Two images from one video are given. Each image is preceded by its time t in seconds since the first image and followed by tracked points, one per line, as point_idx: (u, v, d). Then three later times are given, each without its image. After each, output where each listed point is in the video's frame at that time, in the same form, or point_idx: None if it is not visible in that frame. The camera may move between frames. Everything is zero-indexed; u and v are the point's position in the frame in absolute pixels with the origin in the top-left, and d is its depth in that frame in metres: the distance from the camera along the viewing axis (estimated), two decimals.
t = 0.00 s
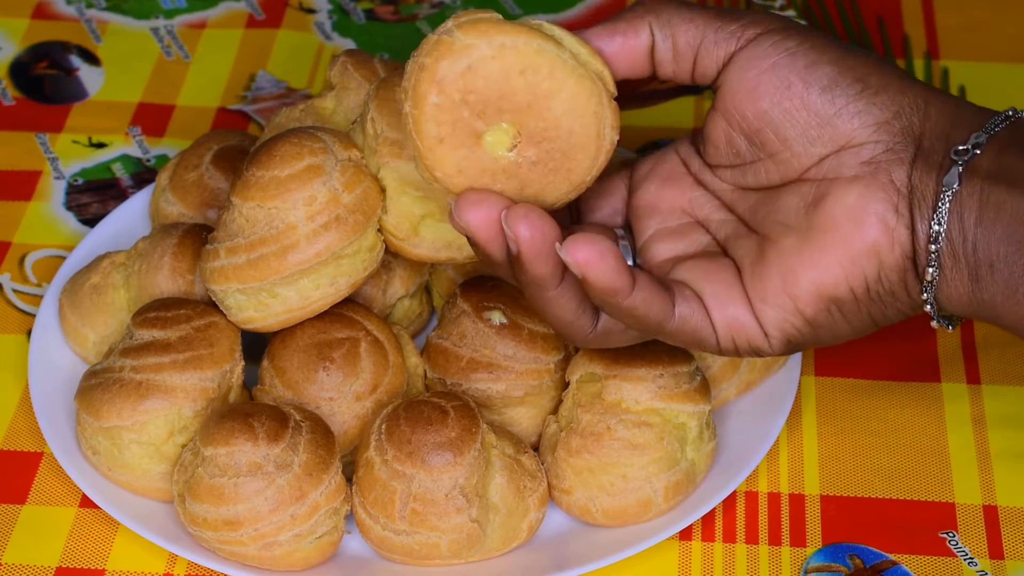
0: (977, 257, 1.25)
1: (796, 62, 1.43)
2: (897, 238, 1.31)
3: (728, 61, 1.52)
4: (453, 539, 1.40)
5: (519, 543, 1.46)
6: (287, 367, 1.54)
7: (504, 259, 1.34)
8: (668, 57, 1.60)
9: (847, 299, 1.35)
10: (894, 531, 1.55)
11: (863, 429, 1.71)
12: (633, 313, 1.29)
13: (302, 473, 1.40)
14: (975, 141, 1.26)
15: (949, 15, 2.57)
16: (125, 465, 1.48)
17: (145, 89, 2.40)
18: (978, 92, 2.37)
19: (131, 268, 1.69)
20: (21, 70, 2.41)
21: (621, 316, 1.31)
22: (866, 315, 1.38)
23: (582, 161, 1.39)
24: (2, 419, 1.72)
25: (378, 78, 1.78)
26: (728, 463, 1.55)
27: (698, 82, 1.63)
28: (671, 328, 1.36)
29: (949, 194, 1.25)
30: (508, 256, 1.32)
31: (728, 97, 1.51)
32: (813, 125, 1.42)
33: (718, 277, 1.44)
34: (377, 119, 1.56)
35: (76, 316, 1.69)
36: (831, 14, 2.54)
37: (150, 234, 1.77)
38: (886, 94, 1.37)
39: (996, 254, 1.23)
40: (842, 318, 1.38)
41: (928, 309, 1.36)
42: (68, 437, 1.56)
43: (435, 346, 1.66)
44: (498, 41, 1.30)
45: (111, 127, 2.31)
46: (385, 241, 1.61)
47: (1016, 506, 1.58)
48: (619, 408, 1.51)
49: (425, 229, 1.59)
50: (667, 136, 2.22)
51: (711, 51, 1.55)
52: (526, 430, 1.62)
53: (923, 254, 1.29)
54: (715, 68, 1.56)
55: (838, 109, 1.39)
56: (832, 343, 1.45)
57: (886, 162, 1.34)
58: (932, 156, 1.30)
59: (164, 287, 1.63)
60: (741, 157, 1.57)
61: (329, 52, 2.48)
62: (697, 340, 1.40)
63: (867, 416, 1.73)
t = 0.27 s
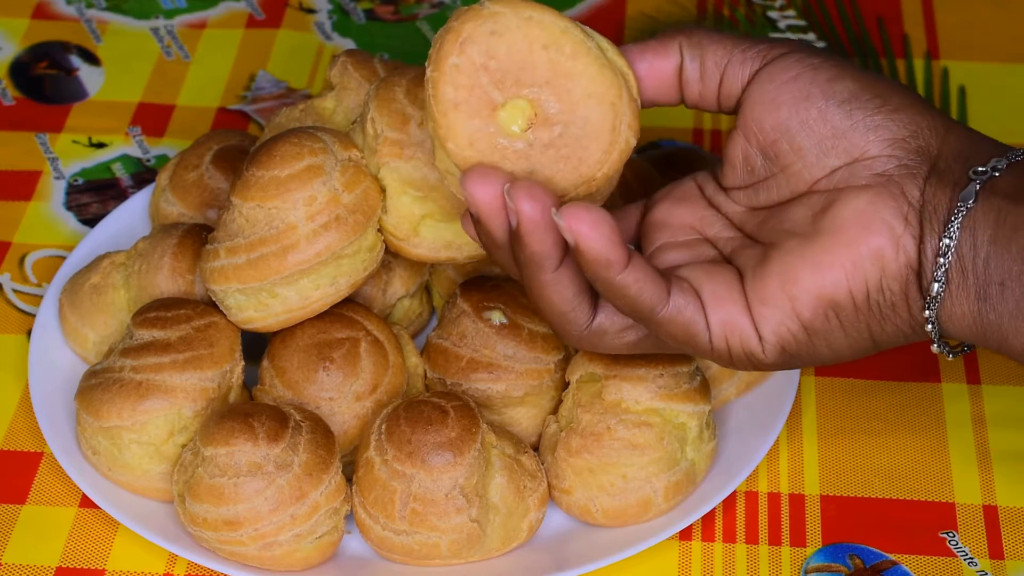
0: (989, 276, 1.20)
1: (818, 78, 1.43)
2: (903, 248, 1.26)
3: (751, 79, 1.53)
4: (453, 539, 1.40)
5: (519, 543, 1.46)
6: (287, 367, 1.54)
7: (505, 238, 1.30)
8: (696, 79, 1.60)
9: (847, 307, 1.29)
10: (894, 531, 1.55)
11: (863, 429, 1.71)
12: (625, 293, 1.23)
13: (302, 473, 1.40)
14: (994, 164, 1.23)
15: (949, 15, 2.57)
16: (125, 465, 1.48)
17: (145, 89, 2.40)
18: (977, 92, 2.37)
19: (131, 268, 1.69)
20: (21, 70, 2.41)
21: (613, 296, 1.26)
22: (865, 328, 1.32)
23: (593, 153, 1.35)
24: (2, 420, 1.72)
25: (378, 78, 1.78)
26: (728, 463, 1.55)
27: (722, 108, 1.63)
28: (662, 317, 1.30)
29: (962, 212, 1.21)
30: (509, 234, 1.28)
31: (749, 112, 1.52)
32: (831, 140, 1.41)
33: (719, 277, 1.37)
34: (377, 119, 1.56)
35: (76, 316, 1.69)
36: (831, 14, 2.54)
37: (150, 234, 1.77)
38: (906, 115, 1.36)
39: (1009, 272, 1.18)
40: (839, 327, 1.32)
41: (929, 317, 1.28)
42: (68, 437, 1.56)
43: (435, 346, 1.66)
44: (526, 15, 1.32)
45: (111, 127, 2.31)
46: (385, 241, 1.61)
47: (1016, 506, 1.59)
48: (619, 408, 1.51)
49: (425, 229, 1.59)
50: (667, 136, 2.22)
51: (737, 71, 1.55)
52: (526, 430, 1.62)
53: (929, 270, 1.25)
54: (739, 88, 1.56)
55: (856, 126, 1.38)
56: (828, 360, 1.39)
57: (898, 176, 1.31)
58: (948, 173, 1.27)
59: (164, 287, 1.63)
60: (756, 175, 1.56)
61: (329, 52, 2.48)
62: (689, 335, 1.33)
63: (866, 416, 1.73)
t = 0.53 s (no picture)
0: (997, 281, 1.20)
1: (829, 84, 1.43)
2: (911, 252, 1.26)
3: (763, 84, 1.52)
4: (453, 539, 1.40)
5: (519, 543, 1.46)
6: (287, 367, 1.54)
7: (500, 244, 1.29)
8: (705, 79, 1.59)
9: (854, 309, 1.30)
10: (894, 531, 1.55)
11: (863, 429, 1.71)
12: (631, 293, 1.23)
13: (302, 473, 1.40)
14: (1004, 169, 1.23)
15: (948, 15, 2.57)
16: (125, 465, 1.48)
17: (145, 89, 2.40)
18: (978, 92, 2.37)
19: (131, 268, 1.69)
20: (21, 70, 2.41)
21: (618, 296, 1.25)
22: (871, 330, 1.32)
23: (579, 160, 1.36)
24: (2, 419, 1.72)
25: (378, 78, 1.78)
26: (728, 464, 1.55)
27: (732, 107, 1.62)
28: (669, 317, 1.29)
29: (971, 216, 1.21)
30: (503, 240, 1.28)
31: (760, 117, 1.52)
32: (842, 146, 1.41)
33: (727, 278, 1.38)
34: (377, 119, 1.56)
35: (76, 316, 1.69)
36: (831, 14, 2.54)
37: (150, 234, 1.77)
38: (917, 121, 1.36)
39: (1016, 276, 1.18)
40: (845, 330, 1.32)
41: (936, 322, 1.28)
42: (68, 436, 1.56)
43: (435, 346, 1.66)
44: (502, 26, 1.31)
45: (111, 127, 2.31)
46: (385, 241, 1.61)
47: (1016, 506, 1.59)
48: (619, 408, 1.51)
49: (425, 229, 1.59)
50: (667, 136, 2.22)
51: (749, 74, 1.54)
52: (526, 430, 1.62)
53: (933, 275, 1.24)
54: (751, 92, 1.55)
55: (868, 131, 1.38)
56: (834, 363, 1.39)
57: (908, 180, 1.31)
58: (957, 178, 1.27)
59: (164, 287, 1.63)
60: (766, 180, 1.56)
61: (329, 52, 2.48)
62: (695, 335, 1.33)
63: (867, 417, 1.73)
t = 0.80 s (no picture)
0: (1000, 287, 1.19)
1: (823, 94, 1.42)
2: (905, 259, 1.26)
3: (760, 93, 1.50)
4: (453, 539, 1.40)
5: (519, 543, 1.46)
6: (287, 367, 1.54)
7: (501, 264, 1.39)
8: (701, 82, 1.52)
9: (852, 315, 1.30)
10: (894, 531, 1.55)
11: (864, 429, 1.71)
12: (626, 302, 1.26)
13: (302, 473, 1.40)
14: (1004, 170, 1.20)
15: (948, 15, 2.57)
16: (125, 465, 1.48)
17: (145, 89, 2.40)
18: (978, 92, 2.37)
19: (131, 268, 1.69)
20: (21, 70, 2.41)
21: (617, 306, 1.29)
22: (870, 335, 1.32)
23: (556, 197, 1.34)
24: (2, 419, 1.72)
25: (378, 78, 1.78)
26: (728, 463, 1.55)
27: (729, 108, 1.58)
28: (668, 324, 1.33)
29: (971, 223, 1.19)
30: (502, 260, 1.37)
31: (756, 129, 1.51)
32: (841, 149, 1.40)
33: (727, 283, 1.40)
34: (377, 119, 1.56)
35: (76, 316, 1.69)
36: (831, 14, 2.54)
37: (150, 234, 1.77)
38: (913, 127, 1.34)
39: (1017, 283, 1.17)
40: (844, 335, 1.32)
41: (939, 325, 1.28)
42: (69, 436, 1.56)
43: (435, 346, 1.66)
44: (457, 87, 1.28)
45: (111, 127, 2.31)
46: (385, 241, 1.61)
47: (1016, 506, 1.59)
48: (619, 408, 1.51)
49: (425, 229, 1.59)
50: (667, 136, 2.22)
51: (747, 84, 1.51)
52: (526, 430, 1.62)
53: (928, 279, 1.24)
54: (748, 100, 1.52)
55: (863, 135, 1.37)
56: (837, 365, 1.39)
57: (906, 180, 1.30)
58: (956, 181, 1.26)
59: (164, 287, 1.63)
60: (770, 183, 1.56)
61: (329, 51, 2.48)
62: (694, 341, 1.36)
63: (867, 417, 1.73)
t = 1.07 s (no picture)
0: (978, 308, 1.33)
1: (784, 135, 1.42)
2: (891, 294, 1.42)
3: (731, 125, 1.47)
4: (453, 539, 1.40)
5: (519, 543, 1.46)
6: (287, 367, 1.54)
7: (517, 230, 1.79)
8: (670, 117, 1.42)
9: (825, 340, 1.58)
10: (894, 531, 1.55)
11: (864, 429, 1.71)
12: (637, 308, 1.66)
13: (302, 473, 1.40)
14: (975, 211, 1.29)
15: (948, 15, 2.57)
16: (125, 465, 1.48)
17: (145, 89, 2.40)
18: (978, 92, 2.37)
19: (132, 268, 1.69)
20: (21, 70, 2.41)
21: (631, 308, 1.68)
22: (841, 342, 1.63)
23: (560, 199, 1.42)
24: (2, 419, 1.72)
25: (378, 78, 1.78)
26: (728, 464, 1.55)
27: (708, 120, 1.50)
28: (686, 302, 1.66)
29: (952, 273, 1.33)
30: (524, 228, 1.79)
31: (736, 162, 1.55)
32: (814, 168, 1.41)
33: (737, 267, 1.64)
34: (377, 120, 1.56)
35: (76, 316, 1.69)
36: (831, 14, 2.54)
37: (150, 234, 1.77)
38: (878, 156, 1.36)
39: (1012, 328, 1.31)
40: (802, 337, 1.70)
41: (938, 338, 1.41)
42: (68, 436, 1.56)
43: (435, 346, 1.67)
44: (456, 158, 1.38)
45: (111, 127, 2.31)
46: (385, 241, 1.61)
47: (1016, 506, 1.59)
48: (619, 408, 1.51)
49: (425, 229, 1.59)
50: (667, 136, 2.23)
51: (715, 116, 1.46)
52: (526, 430, 1.62)
53: (925, 301, 1.39)
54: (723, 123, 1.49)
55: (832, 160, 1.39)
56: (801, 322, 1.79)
57: (886, 204, 1.38)
58: (933, 200, 1.34)
59: (164, 287, 1.63)
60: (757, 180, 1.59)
61: (329, 52, 2.48)
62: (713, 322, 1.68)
63: (866, 417, 1.73)
